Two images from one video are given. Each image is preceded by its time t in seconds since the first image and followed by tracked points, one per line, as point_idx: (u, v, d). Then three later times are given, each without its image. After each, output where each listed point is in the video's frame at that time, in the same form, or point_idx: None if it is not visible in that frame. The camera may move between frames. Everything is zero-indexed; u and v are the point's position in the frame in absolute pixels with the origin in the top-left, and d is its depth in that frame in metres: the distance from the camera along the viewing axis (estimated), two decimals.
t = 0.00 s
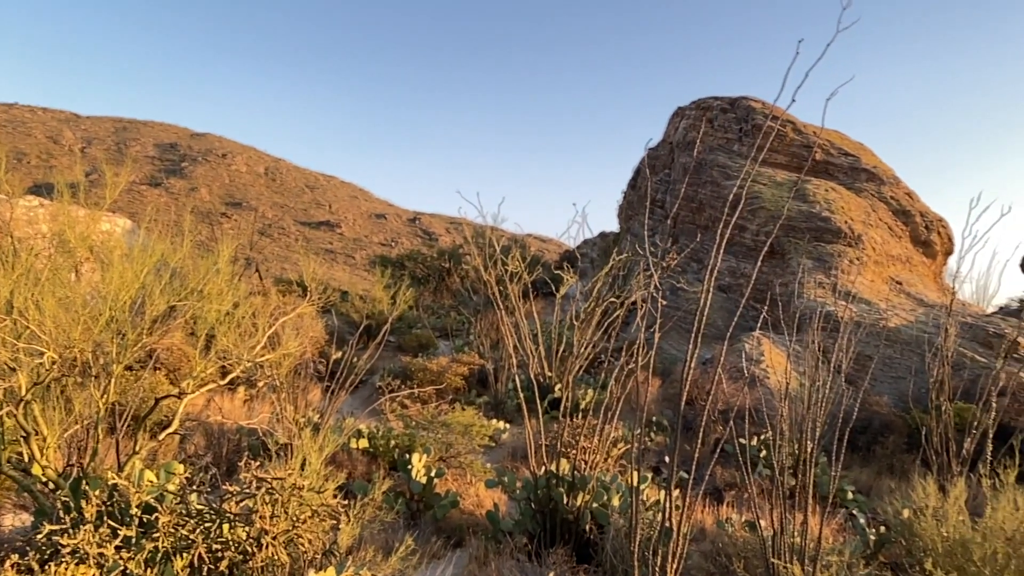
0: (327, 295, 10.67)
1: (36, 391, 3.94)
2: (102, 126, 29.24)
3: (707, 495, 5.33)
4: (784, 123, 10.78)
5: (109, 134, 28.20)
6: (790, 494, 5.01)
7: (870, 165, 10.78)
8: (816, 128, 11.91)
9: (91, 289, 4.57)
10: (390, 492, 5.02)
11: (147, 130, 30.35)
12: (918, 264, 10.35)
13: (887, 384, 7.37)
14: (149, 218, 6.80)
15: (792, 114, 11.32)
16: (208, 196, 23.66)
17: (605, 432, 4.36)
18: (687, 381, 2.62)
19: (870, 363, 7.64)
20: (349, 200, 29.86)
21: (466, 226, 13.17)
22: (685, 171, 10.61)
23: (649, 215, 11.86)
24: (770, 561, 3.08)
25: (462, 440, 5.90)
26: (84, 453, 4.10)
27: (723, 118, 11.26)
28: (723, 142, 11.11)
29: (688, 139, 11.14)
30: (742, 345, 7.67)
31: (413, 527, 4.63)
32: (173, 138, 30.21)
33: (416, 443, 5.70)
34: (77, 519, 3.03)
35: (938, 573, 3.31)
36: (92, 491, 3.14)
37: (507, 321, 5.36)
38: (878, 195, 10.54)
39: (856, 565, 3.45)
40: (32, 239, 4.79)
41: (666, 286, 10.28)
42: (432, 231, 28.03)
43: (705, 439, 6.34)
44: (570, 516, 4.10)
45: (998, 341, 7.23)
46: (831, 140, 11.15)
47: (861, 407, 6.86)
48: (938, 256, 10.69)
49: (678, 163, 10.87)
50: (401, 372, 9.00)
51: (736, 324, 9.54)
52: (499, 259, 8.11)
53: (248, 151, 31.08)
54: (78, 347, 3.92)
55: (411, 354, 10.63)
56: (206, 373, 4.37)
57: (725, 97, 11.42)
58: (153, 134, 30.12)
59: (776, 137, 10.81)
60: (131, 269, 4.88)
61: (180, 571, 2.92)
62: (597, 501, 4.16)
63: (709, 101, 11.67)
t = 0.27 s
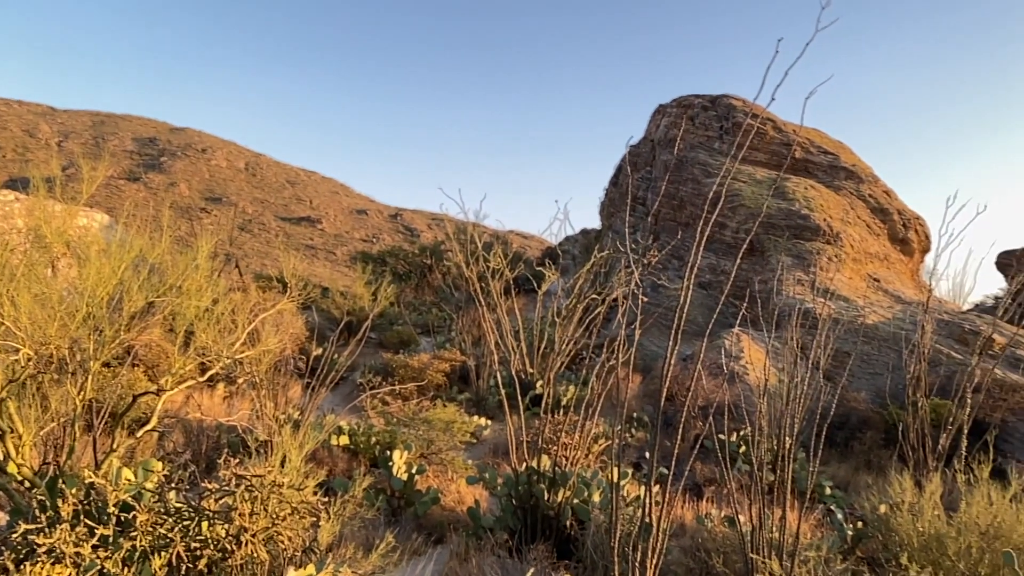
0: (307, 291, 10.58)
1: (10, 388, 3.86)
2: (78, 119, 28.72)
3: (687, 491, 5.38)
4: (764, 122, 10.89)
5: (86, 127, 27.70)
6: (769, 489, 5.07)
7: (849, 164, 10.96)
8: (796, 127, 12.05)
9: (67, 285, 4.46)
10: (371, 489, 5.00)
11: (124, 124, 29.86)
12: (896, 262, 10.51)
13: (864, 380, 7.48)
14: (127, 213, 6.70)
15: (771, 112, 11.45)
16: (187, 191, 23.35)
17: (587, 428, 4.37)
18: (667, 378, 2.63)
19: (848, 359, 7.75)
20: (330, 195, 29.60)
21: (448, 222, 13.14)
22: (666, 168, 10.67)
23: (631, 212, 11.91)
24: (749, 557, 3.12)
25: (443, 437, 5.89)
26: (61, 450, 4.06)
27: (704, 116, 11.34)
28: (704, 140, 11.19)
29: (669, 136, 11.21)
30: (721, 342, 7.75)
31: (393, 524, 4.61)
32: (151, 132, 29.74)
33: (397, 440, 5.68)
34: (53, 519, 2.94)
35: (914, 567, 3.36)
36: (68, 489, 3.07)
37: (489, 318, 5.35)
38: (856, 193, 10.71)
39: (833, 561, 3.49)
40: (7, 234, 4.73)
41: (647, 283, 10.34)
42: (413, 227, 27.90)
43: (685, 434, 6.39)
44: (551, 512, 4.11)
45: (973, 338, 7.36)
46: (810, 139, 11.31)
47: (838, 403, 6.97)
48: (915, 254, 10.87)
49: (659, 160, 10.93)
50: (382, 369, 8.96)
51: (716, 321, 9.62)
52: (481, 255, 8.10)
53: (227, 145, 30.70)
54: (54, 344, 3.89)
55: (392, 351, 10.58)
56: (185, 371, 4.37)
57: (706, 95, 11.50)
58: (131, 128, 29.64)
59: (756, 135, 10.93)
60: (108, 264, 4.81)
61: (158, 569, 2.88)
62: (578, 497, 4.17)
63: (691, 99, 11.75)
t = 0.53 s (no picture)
0: (289, 287, 10.49)
1: None
2: (54, 112, 28.18)
3: (669, 485, 5.42)
4: (745, 118, 10.98)
5: (63, 121, 27.21)
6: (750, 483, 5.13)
7: (829, 160, 11.14)
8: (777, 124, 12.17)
9: (44, 282, 4.42)
10: (352, 486, 4.96)
11: (103, 118, 29.38)
12: (876, 257, 10.64)
13: (843, 375, 7.57)
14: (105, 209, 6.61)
15: (753, 109, 11.56)
16: (167, 186, 23.03)
17: (569, 424, 4.38)
18: (648, 374, 2.64)
19: (828, 354, 7.86)
20: (312, 191, 29.32)
21: (431, 218, 13.09)
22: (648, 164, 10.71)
23: (614, 208, 11.94)
24: (729, 551, 3.14)
25: (426, 433, 5.87)
26: (38, 449, 3.88)
27: (686, 112, 11.40)
28: (686, 136, 11.25)
29: (651, 132, 11.25)
30: (703, 337, 7.80)
31: (376, 521, 4.59)
32: (130, 127, 29.27)
33: (379, 437, 5.65)
34: (30, 518, 2.85)
35: (891, 561, 3.40)
36: (45, 488, 2.99)
37: (472, 313, 5.34)
38: (836, 189, 10.86)
39: (813, 554, 3.53)
40: None
41: (630, 279, 10.38)
42: (396, 222, 27.74)
43: (667, 430, 6.43)
44: (533, 507, 4.12)
45: (949, 332, 7.49)
46: (791, 135, 11.46)
47: (819, 398, 7.06)
48: (894, 249, 11.03)
49: (642, 157, 10.97)
50: (364, 365, 8.90)
51: (698, 316, 9.70)
52: (464, 251, 8.08)
53: (208, 140, 30.30)
54: (32, 342, 3.85)
55: (374, 347, 10.52)
56: (166, 368, 4.26)
57: (689, 91, 11.57)
58: (109, 122, 29.16)
59: (738, 132, 11.03)
60: (87, 261, 4.75)
61: (137, 568, 2.85)
62: (560, 493, 4.18)
63: (673, 95, 11.82)
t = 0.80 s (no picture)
0: (271, 285, 10.40)
1: None
2: (32, 109, 27.69)
3: (652, 482, 5.44)
4: (727, 117, 11.07)
5: (41, 118, 26.74)
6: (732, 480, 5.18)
7: (811, 158, 11.27)
8: (759, 122, 12.29)
9: (22, 281, 4.34)
10: (335, 486, 4.93)
11: (82, 115, 28.92)
12: (857, 254, 10.78)
13: (825, 371, 7.66)
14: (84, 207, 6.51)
15: (735, 107, 11.65)
16: (148, 184, 22.72)
17: (553, 422, 4.38)
18: (631, 370, 2.65)
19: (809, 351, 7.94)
20: (295, 189, 29.07)
21: (414, 216, 13.03)
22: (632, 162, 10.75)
23: (597, 206, 11.97)
24: (711, 547, 3.16)
25: (409, 432, 5.84)
26: (15, 451, 3.80)
27: (669, 111, 11.46)
28: (669, 134, 11.31)
29: (635, 130, 11.30)
30: (686, 335, 7.86)
31: (359, 520, 4.56)
32: (111, 124, 28.84)
33: (362, 435, 5.61)
34: (8, 519, 2.82)
35: (871, 556, 3.44)
36: (23, 489, 2.94)
37: (456, 310, 5.32)
38: (818, 187, 10.99)
39: (794, 550, 3.57)
40: None
41: (614, 277, 10.42)
42: (380, 220, 27.59)
43: (651, 427, 6.47)
44: (517, 505, 4.12)
45: (929, 328, 7.60)
46: (773, 133, 11.58)
47: (800, 394, 7.13)
48: (874, 247, 11.18)
49: (625, 155, 11.01)
50: (347, 364, 8.84)
51: (681, 314, 9.76)
52: (447, 249, 8.05)
53: (189, 137, 29.93)
54: (9, 342, 3.79)
55: (358, 346, 10.46)
56: (147, 367, 4.14)
57: (672, 89, 11.64)
58: (89, 119, 28.71)
59: (720, 130, 11.11)
60: (66, 259, 4.67)
61: (117, 570, 2.80)
62: (544, 490, 4.18)
63: (656, 94, 11.87)
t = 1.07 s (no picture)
0: (253, 284, 10.29)
1: None
2: (9, 105, 27.20)
3: (635, 480, 5.47)
4: (710, 116, 11.15)
5: (18, 115, 26.28)
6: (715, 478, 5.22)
7: (793, 157, 11.39)
8: (742, 121, 12.39)
9: None
10: (318, 486, 4.89)
11: (61, 112, 28.46)
12: (838, 253, 10.90)
13: (806, 369, 7.75)
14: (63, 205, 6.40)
15: (718, 107, 11.73)
16: (129, 182, 22.40)
17: (537, 420, 4.38)
18: (615, 368, 2.65)
19: (790, 349, 8.02)
20: (277, 187, 28.81)
21: (398, 214, 12.97)
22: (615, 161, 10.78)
23: (581, 205, 11.99)
24: (694, 545, 3.19)
25: (393, 432, 5.81)
26: None
27: (653, 110, 11.53)
28: (653, 133, 11.36)
29: (618, 130, 11.35)
30: (669, 333, 7.90)
31: (341, 520, 4.53)
32: (91, 121, 28.41)
33: (345, 435, 5.57)
34: None
35: (851, 552, 3.49)
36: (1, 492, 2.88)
37: (440, 309, 5.30)
38: (800, 186, 11.12)
39: (775, 547, 3.60)
40: None
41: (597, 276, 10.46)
42: (363, 219, 27.44)
43: (634, 425, 6.50)
44: (500, 504, 4.11)
45: (909, 327, 7.70)
46: (756, 133, 11.69)
47: (782, 392, 7.20)
48: (855, 246, 11.32)
49: (609, 154, 11.05)
50: (330, 363, 8.78)
51: (664, 313, 9.81)
52: (431, 247, 8.02)
53: (170, 135, 29.56)
54: None
55: (340, 345, 10.39)
56: (128, 367, 4.07)
57: (655, 89, 11.70)
58: (68, 116, 28.26)
59: (703, 129, 11.19)
60: (44, 258, 4.56)
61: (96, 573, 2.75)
62: (528, 489, 4.18)
63: (640, 93, 11.93)
